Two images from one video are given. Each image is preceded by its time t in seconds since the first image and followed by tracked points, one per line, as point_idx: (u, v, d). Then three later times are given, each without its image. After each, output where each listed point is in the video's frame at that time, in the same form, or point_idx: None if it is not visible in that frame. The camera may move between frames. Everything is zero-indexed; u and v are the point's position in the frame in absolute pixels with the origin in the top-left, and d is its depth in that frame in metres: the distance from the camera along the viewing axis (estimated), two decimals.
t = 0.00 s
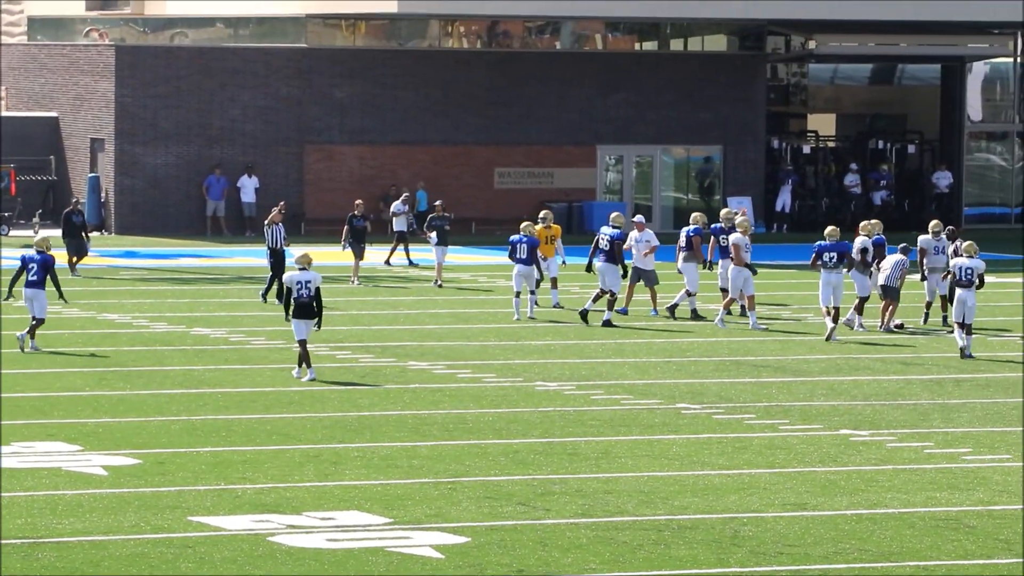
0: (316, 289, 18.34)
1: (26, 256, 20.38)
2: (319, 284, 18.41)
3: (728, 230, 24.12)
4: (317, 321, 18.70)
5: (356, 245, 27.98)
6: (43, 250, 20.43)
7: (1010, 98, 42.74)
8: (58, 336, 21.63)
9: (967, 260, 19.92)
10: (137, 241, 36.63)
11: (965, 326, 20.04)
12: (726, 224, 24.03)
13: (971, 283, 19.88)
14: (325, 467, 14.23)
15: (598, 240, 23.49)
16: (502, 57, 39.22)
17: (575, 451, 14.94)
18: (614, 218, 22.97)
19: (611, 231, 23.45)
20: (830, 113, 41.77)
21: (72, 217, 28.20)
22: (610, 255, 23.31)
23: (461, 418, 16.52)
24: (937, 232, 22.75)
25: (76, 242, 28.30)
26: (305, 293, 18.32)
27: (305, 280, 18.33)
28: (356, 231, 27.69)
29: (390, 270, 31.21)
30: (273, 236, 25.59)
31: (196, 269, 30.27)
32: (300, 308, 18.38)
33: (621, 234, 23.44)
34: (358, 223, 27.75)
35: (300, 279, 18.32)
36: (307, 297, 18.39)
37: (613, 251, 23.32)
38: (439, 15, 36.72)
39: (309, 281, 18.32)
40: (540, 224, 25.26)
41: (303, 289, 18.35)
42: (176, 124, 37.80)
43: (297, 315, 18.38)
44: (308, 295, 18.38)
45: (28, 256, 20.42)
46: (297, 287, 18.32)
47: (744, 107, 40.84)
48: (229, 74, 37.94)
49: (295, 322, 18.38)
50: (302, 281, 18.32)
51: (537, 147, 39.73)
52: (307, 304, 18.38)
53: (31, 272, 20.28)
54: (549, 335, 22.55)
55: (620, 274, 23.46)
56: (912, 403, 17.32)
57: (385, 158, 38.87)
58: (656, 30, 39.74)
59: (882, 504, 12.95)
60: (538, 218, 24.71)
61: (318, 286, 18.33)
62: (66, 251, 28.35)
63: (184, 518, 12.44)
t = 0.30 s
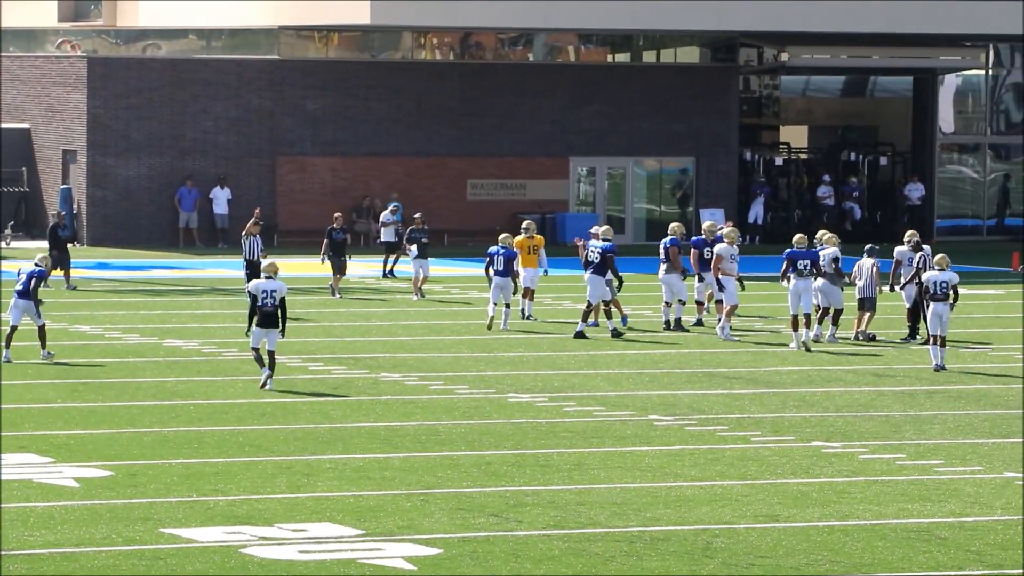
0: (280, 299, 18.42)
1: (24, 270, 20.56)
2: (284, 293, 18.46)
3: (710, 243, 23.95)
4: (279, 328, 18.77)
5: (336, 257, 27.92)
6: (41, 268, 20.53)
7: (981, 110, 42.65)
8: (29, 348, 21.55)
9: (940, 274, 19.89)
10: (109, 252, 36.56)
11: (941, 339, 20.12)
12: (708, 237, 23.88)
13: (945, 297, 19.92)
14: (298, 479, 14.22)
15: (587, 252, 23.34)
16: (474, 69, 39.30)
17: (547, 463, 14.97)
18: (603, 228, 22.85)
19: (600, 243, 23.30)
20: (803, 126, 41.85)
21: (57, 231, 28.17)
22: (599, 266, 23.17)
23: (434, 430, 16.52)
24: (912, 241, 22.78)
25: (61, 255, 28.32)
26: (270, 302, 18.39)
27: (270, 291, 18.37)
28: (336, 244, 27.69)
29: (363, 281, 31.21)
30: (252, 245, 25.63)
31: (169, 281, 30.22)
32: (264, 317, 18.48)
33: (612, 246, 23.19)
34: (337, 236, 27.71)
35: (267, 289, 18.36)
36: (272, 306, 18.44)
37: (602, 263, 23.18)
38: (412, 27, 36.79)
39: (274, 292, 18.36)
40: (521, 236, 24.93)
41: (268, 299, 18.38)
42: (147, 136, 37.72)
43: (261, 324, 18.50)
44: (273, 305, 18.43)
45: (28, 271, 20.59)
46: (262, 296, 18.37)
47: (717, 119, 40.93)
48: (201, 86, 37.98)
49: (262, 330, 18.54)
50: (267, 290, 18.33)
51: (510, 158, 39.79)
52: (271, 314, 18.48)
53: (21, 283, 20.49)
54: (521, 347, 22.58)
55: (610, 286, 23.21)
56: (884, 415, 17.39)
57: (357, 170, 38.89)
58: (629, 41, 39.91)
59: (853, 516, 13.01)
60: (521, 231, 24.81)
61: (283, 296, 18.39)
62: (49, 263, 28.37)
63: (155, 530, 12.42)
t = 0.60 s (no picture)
0: (259, 301, 18.38)
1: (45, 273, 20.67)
2: (263, 296, 18.43)
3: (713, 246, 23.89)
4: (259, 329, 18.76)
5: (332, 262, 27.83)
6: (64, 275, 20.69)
7: (970, 112, 42.51)
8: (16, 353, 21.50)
9: (930, 278, 19.74)
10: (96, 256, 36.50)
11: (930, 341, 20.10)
12: (710, 240, 23.78)
13: (934, 301, 19.79)
14: (287, 483, 14.19)
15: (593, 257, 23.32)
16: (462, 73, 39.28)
17: (535, 467, 14.95)
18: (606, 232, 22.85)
19: (604, 247, 23.29)
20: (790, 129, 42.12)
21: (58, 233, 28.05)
22: (605, 269, 23.14)
23: (422, 433, 16.49)
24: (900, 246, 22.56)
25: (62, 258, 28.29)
26: (250, 305, 18.34)
27: (249, 294, 18.34)
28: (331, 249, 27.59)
29: (351, 285, 31.17)
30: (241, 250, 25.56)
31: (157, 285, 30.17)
32: (244, 319, 18.43)
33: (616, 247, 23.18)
34: (333, 240, 27.65)
35: (245, 292, 18.33)
36: (251, 310, 18.39)
37: (607, 266, 23.15)
38: (399, 30, 36.79)
39: (253, 294, 18.34)
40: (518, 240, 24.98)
41: (247, 302, 18.34)
42: (135, 140, 37.65)
43: (241, 326, 18.45)
44: (252, 308, 18.38)
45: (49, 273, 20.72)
46: (241, 300, 18.32)
47: (705, 122, 40.92)
48: (188, 90, 37.92)
49: (241, 334, 18.50)
50: (246, 293, 18.32)
51: (498, 162, 39.77)
52: (252, 317, 18.43)
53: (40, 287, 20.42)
54: (510, 350, 22.57)
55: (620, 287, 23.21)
56: (873, 418, 17.41)
57: (345, 173, 38.87)
58: (617, 44, 39.90)
59: (842, 519, 13.00)
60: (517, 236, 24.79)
61: (262, 298, 18.37)
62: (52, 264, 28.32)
63: (144, 534, 12.39)
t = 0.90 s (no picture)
0: (242, 302, 18.43)
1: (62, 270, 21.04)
2: (246, 297, 18.47)
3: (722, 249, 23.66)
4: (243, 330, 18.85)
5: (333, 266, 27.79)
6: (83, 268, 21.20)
7: (962, 112, 42.27)
8: (10, 356, 21.48)
9: (927, 278, 19.65)
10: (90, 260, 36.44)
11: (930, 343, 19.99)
12: (719, 242, 23.62)
13: (933, 302, 19.69)
14: (280, 486, 14.17)
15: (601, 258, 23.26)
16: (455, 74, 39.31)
17: (529, 468, 14.95)
18: (615, 233, 22.82)
19: (613, 248, 23.25)
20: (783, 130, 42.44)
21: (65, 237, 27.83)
22: (615, 270, 23.09)
23: (416, 436, 16.47)
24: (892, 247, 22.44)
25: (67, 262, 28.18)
26: (232, 306, 18.40)
27: (231, 295, 18.38)
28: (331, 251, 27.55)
29: (345, 287, 31.16)
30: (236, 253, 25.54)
31: (151, 288, 30.15)
32: (227, 320, 18.51)
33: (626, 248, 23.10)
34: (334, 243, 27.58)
35: (228, 294, 18.37)
36: (234, 310, 18.45)
37: (617, 266, 23.11)
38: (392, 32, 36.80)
39: (236, 295, 18.38)
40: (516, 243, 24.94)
41: (230, 303, 18.40)
42: (127, 144, 37.67)
43: (224, 327, 18.55)
44: (235, 308, 18.44)
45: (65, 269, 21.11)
46: (223, 301, 18.38)
47: (698, 123, 40.95)
48: (181, 93, 37.94)
49: (225, 334, 18.58)
50: (228, 295, 18.38)
51: (491, 163, 39.78)
52: (234, 317, 18.51)
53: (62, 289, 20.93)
54: (504, 352, 22.58)
55: (630, 289, 23.15)
56: (867, 418, 17.42)
57: (339, 176, 38.91)
58: (609, 45, 39.74)
59: (837, 519, 13.01)
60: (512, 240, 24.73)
61: (245, 299, 18.41)
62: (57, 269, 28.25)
63: (138, 538, 12.38)
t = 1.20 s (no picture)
0: (230, 298, 18.47)
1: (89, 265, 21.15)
2: (235, 293, 18.52)
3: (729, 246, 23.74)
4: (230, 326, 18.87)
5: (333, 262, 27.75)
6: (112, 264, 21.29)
7: (956, 109, 42.46)
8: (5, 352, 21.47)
9: (926, 275, 19.61)
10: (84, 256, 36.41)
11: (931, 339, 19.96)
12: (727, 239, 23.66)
13: (933, 298, 19.65)
14: (275, 483, 14.17)
15: (611, 255, 23.18)
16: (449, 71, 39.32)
17: (524, 465, 14.96)
18: (628, 232, 22.74)
19: (624, 245, 23.14)
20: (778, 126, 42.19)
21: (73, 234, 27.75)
22: (626, 268, 23.06)
23: (411, 432, 16.48)
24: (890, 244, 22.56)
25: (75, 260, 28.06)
26: (220, 302, 18.44)
27: (219, 291, 18.43)
28: (333, 248, 27.49)
29: (339, 283, 31.15)
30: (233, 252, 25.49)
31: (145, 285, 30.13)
32: (216, 317, 18.54)
33: (638, 246, 23.08)
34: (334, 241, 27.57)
35: (217, 288, 18.43)
36: (222, 306, 18.49)
37: (628, 265, 23.08)
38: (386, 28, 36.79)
39: (224, 291, 18.44)
40: (515, 239, 24.92)
41: (218, 299, 18.45)
42: (121, 141, 37.65)
43: (213, 323, 18.56)
44: (223, 304, 18.48)
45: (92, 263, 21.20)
46: (212, 296, 18.43)
47: (693, 119, 40.94)
48: (176, 89, 37.92)
49: (213, 330, 18.58)
50: (217, 290, 18.44)
51: (485, 160, 39.79)
52: (222, 313, 18.52)
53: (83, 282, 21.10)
54: (498, 348, 22.59)
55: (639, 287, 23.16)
56: (861, 415, 17.44)
57: (333, 172, 38.93)
58: (604, 42, 39.73)
59: (831, 516, 13.03)
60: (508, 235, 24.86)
61: (233, 295, 18.47)
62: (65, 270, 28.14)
63: (133, 534, 12.39)
